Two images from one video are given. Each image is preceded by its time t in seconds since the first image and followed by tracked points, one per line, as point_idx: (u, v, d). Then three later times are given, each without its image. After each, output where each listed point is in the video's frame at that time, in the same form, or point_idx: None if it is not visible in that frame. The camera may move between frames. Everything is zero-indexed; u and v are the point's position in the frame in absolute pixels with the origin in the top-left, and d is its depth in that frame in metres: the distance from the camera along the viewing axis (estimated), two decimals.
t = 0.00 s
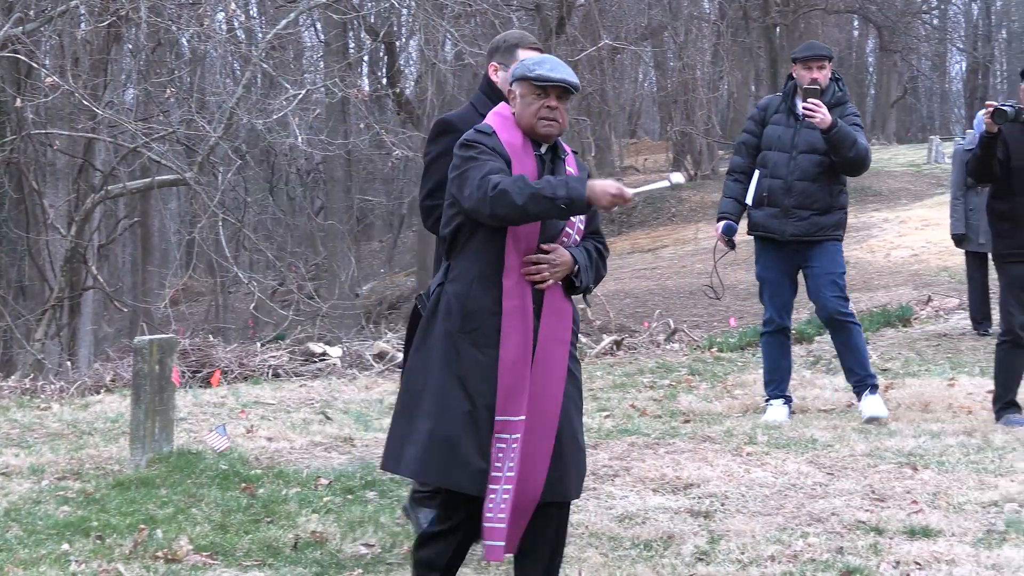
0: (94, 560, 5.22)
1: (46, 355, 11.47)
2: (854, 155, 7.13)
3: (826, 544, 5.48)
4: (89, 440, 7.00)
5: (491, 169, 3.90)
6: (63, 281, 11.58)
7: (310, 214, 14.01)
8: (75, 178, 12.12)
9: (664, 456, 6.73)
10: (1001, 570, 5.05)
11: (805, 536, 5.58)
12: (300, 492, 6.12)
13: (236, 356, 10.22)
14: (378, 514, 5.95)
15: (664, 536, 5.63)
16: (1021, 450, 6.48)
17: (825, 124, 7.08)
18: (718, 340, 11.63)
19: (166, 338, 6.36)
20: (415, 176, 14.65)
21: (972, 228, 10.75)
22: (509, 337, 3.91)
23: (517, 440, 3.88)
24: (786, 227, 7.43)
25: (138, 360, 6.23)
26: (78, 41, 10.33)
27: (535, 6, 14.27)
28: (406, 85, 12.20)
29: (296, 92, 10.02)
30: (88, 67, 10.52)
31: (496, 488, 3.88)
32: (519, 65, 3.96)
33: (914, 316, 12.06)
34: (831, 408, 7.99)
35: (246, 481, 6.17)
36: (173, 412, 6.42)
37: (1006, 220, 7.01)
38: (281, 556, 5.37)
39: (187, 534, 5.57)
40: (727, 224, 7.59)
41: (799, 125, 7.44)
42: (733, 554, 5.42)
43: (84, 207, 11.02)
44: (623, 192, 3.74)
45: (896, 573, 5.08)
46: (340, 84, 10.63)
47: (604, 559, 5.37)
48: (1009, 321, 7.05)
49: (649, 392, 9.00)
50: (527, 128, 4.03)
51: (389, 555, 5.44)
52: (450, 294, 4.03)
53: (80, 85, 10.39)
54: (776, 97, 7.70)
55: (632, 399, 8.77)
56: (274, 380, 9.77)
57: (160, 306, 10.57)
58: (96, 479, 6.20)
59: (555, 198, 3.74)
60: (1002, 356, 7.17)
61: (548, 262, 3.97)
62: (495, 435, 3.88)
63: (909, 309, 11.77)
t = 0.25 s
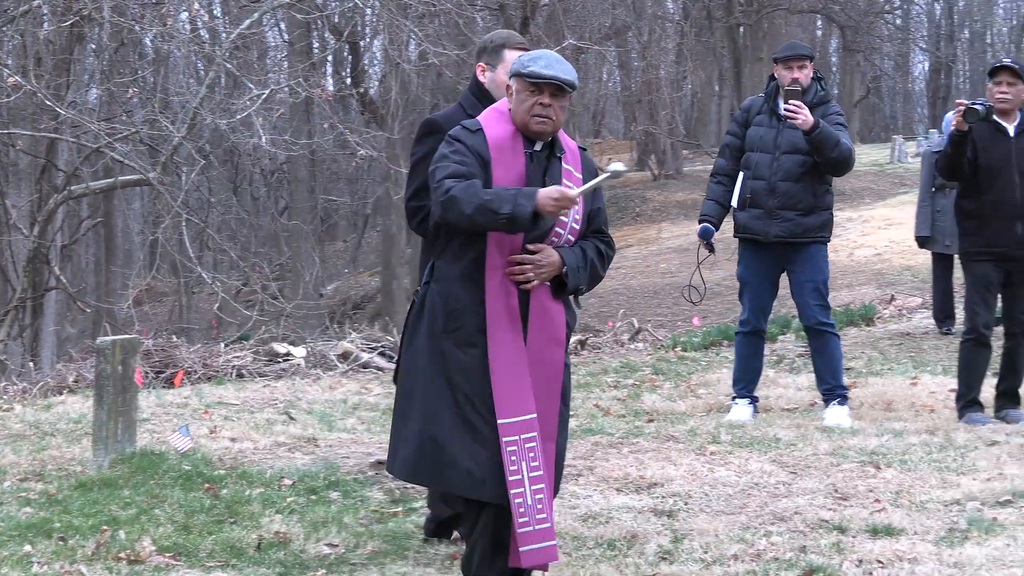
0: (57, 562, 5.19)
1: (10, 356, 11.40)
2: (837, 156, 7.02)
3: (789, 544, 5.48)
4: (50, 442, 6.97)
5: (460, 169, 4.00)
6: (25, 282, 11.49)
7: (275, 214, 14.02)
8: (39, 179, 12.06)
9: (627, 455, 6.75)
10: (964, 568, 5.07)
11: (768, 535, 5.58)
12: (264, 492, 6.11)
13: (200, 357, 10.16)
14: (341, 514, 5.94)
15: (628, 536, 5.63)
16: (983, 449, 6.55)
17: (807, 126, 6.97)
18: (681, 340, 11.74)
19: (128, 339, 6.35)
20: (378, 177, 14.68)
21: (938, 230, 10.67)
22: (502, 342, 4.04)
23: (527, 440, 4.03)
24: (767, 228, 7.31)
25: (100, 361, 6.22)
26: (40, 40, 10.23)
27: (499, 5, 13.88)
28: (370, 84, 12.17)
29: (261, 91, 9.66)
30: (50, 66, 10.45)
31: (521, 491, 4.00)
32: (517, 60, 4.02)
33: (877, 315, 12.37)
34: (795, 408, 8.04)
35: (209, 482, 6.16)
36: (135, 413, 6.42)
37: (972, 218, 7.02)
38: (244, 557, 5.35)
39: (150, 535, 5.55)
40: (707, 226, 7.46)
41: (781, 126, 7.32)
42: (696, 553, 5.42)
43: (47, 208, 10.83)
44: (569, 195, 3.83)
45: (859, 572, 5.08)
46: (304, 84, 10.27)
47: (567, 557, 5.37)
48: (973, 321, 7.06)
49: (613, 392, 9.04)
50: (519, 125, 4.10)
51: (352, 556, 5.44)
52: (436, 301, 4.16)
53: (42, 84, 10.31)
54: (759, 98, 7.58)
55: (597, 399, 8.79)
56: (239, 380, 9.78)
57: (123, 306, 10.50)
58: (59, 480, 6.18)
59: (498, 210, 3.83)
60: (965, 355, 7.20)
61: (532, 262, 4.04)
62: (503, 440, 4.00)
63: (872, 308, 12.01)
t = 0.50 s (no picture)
0: (22, 562, 5.16)
1: None
2: (826, 153, 6.93)
3: (755, 542, 5.48)
4: (15, 442, 6.93)
5: (422, 177, 4.08)
6: None
7: (242, 213, 14.03)
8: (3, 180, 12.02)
9: (593, 455, 6.76)
10: (929, 566, 5.08)
11: (735, 535, 5.58)
12: (230, 492, 6.10)
13: (167, 356, 10.20)
14: (308, 514, 5.93)
15: (595, 535, 5.62)
16: (949, 447, 6.59)
17: (794, 123, 6.88)
18: (648, 339, 11.82)
19: (94, 338, 6.32)
20: (344, 177, 14.71)
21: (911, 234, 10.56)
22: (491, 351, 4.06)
23: (521, 449, 4.07)
24: (759, 227, 7.24)
25: (65, 361, 6.23)
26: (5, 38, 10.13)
27: (465, 5, 13.75)
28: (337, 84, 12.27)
29: (229, 89, 9.28)
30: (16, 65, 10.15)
31: (519, 501, 4.04)
32: (493, 62, 4.04)
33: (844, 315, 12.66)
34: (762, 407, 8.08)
35: (176, 481, 6.15)
36: (102, 412, 6.43)
37: (939, 218, 7.09)
38: (211, 556, 5.34)
39: (116, 535, 5.53)
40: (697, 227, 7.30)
41: (770, 123, 7.28)
42: (663, 552, 5.42)
43: (13, 207, 10.72)
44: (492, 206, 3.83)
45: (825, 571, 5.09)
46: (271, 84, 10.03)
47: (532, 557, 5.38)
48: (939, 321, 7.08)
49: (580, 391, 9.07)
50: (496, 127, 4.12)
51: (319, 555, 5.43)
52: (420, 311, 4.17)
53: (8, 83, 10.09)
54: (748, 97, 7.57)
55: (566, 398, 8.80)
56: (206, 380, 9.78)
57: (89, 305, 10.43)
58: (24, 480, 6.16)
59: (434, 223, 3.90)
60: (931, 355, 7.23)
61: (514, 267, 4.06)
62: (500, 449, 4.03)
63: (838, 308, 12.26)
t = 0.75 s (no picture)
0: None
1: None
2: (812, 152, 6.72)
3: (725, 542, 5.47)
4: None
5: (389, 178, 4.12)
6: None
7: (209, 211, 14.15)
8: None
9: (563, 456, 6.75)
10: (898, 566, 5.09)
11: (705, 534, 5.58)
12: (200, 492, 6.09)
13: (136, 356, 10.26)
14: (278, 513, 5.92)
15: (565, 535, 5.62)
16: (918, 447, 6.62)
17: (779, 122, 6.65)
18: (619, 339, 11.90)
19: (64, 338, 6.34)
20: (315, 176, 14.71)
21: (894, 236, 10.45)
22: (468, 354, 4.00)
23: (499, 454, 4.00)
24: (745, 227, 7.06)
25: (33, 361, 6.25)
26: None
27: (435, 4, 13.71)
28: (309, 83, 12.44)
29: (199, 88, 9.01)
30: None
31: (494, 506, 3.96)
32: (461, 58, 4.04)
33: (814, 314, 12.91)
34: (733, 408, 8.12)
35: (145, 481, 6.14)
36: (72, 412, 6.43)
37: (911, 218, 7.11)
38: (181, 556, 5.32)
39: (86, 535, 5.52)
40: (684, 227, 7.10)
41: (755, 123, 7.08)
42: (633, 552, 5.41)
43: None
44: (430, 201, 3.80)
45: (795, 571, 5.08)
46: (242, 82, 9.90)
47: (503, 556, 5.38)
48: (907, 321, 7.13)
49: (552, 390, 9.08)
50: (466, 126, 4.11)
51: (289, 555, 5.41)
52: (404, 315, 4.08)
53: None
54: (734, 97, 7.35)
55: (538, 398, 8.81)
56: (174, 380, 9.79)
57: (59, 305, 10.36)
58: None
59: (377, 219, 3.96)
60: (900, 355, 7.27)
61: (489, 266, 4.01)
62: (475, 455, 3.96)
63: (810, 307, 12.52)
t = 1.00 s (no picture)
0: None
1: None
2: (792, 152, 6.71)
3: (699, 540, 5.47)
4: None
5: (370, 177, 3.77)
6: None
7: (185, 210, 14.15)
8: None
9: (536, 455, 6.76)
10: (871, 564, 5.08)
11: (679, 532, 5.58)
12: (174, 491, 6.08)
13: (110, 354, 10.52)
14: (252, 512, 5.91)
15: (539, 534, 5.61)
16: (891, 446, 6.65)
17: (759, 122, 6.64)
18: (591, 339, 12.03)
19: (37, 337, 6.34)
20: (290, 175, 14.70)
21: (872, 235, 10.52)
22: (446, 354, 3.67)
23: (472, 461, 3.63)
24: (724, 226, 7.06)
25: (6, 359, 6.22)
26: None
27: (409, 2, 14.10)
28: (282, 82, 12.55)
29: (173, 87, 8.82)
30: None
31: (464, 513, 3.61)
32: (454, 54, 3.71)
33: (786, 315, 13.22)
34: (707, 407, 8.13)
35: (119, 480, 6.14)
36: (45, 410, 6.44)
37: (886, 218, 7.11)
38: (155, 555, 5.29)
39: (59, 534, 5.48)
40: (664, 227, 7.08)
41: (736, 121, 7.06)
42: (605, 550, 5.41)
43: None
44: (397, 200, 3.50)
45: (769, 569, 5.09)
46: (215, 81, 9.85)
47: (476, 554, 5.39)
48: (880, 322, 7.18)
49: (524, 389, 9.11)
50: (457, 124, 3.74)
51: (264, 553, 5.39)
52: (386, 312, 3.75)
53: None
54: (714, 94, 7.31)
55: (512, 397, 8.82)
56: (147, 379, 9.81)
57: (32, 303, 10.27)
58: None
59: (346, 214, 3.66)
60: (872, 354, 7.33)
61: (473, 269, 3.66)
62: (445, 460, 3.62)
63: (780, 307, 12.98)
